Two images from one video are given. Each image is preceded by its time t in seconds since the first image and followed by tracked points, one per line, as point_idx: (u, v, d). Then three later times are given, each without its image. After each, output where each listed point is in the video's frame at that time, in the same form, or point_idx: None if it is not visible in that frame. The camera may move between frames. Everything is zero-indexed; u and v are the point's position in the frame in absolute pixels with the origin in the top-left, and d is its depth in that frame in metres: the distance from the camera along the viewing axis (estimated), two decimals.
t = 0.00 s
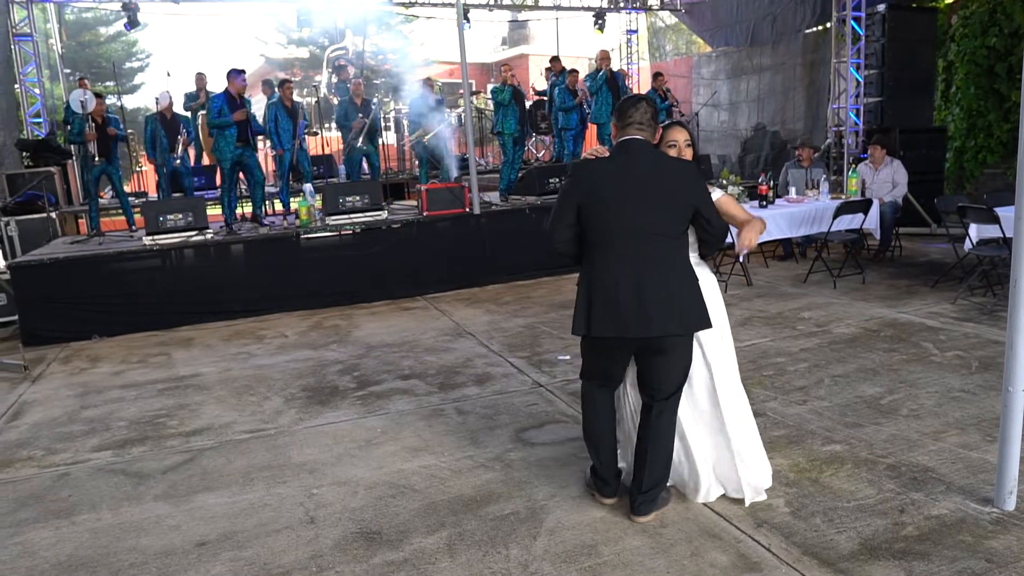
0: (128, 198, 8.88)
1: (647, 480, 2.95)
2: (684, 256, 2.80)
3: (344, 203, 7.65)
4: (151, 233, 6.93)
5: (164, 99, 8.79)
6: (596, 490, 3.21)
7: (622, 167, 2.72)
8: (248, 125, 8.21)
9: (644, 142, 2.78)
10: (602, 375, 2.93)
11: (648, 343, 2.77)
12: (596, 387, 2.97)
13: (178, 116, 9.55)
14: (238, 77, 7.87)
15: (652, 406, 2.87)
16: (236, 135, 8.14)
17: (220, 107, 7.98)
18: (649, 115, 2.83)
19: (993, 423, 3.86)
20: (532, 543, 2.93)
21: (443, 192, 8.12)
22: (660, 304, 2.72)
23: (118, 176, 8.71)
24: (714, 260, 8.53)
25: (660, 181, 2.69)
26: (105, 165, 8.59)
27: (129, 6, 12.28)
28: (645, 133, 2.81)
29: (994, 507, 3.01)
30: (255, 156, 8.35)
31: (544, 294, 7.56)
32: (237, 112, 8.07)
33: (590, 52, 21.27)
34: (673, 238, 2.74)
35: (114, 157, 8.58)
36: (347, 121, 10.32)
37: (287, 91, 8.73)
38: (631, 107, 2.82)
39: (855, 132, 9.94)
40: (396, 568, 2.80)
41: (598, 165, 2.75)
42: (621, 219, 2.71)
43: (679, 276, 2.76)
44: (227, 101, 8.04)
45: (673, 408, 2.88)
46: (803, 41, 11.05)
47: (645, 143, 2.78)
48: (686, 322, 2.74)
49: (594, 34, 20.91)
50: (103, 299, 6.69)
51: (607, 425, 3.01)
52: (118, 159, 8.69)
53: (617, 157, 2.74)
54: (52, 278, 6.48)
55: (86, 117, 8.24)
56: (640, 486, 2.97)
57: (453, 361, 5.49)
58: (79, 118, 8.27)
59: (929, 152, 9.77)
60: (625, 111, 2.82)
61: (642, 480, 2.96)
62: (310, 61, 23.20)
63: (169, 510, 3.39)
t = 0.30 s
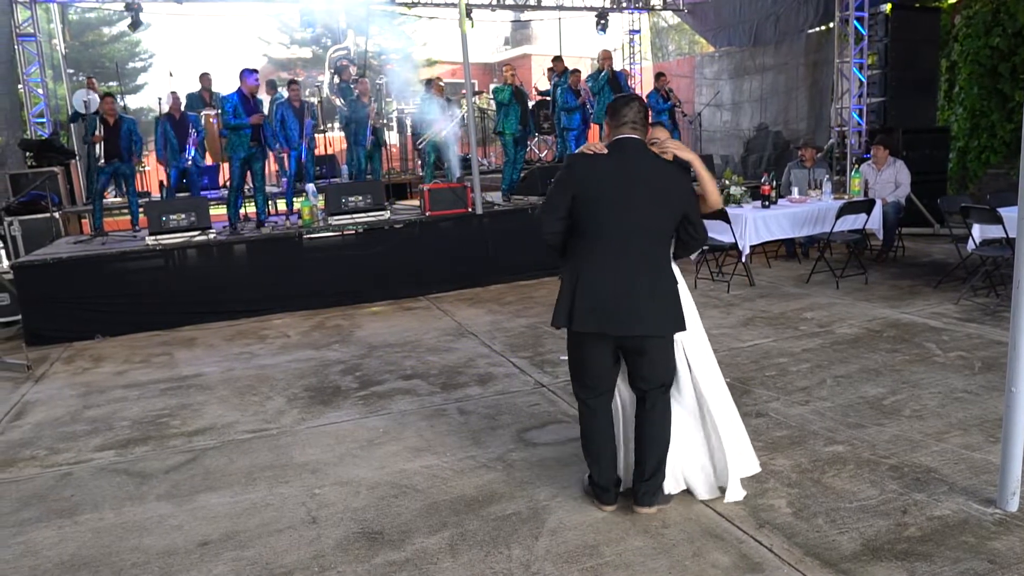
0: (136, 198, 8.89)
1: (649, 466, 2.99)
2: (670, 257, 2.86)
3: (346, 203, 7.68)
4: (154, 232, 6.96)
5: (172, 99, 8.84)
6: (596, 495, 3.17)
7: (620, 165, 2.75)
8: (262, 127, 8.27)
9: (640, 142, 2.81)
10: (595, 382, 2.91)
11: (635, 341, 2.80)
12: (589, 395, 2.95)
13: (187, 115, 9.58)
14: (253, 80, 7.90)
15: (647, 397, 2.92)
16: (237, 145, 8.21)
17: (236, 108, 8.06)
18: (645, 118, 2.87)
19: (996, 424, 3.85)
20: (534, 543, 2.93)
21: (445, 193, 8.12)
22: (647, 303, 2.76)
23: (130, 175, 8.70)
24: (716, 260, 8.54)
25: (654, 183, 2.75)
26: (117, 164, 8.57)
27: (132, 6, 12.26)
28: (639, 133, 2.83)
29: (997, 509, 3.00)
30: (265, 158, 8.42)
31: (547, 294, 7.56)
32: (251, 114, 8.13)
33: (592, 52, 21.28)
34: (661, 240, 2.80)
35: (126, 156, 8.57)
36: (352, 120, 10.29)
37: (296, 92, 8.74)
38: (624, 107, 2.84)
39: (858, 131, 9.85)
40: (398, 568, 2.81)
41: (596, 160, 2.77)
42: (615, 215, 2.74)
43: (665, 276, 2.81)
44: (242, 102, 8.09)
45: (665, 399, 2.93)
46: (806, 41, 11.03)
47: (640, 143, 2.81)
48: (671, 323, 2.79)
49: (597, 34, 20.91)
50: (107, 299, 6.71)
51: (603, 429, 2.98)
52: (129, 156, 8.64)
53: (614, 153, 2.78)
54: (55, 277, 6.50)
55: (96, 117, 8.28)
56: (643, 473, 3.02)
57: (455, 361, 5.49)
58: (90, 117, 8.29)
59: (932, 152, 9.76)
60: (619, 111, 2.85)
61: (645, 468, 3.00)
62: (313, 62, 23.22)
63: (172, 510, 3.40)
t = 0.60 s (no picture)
0: (139, 197, 8.86)
1: (652, 459, 3.08)
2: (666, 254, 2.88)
3: (349, 203, 7.67)
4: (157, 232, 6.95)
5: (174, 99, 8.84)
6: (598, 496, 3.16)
7: (620, 162, 2.76)
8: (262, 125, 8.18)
9: (639, 139, 2.82)
10: (597, 382, 2.91)
11: (635, 337, 2.83)
12: (589, 394, 2.94)
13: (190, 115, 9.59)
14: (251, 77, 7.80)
15: (643, 391, 2.99)
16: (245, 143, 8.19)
17: (235, 107, 8.00)
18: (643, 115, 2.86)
19: (1000, 424, 3.84)
20: (537, 543, 2.93)
21: (448, 192, 8.04)
22: (646, 299, 2.77)
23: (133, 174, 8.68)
24: (719, 261, 8.52)
25: (653, 180, 2.76)
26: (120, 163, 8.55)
27: (135, 7, 12.28)
28: (639, 130, 2.85)
29: (1001, 509, 2.99)
30: (267, 156, 8.34)
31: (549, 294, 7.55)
32: (251, 112, 8.07)
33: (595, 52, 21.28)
34: (659, 238, 2.82)
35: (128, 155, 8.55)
36: (355, 119, 10.22)
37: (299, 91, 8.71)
38: (624, 103, 2.84)
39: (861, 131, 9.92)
40: (400, 568, 2.80)
41: (596, 156, 2.77)
42: (615, 212, 2.75)
43: (663, 272, 2.83)
44: (242, 100, 8.04)
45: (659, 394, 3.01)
46: (808, 41, 11.01)
47: (638, 140, 2.82)
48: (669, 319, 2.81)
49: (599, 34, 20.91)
50: (109, 299, 6.72)
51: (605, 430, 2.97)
52: (133, 156, 8.62)
53: (614, 150, 2.78)
54: (58, 277, 6.51)
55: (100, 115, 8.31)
56: (648, 463, 3.09)
57: (457, 361, 5.49)
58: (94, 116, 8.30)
59: (935, 152, 9.73)
60: (619, 107, 2.84)
61: (648, 459, 3.09)
62: (315, 62, 23.26)
63: (174, 509, 3.40)
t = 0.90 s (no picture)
0: (138, 198, 8.87)
1: (663, 462, 3.11)
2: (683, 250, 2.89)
3: (351, 203, 7.64)
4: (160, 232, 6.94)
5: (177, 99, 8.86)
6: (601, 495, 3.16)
7: (633, 162, 2.76)
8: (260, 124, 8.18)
9: (648, 138, 2.82)
10: (610, 379, 2.92)
11: (656, 334, 2.83)
12: (602, 391, 2.95)
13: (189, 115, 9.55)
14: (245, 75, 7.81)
15: (657, 394, 3.00)
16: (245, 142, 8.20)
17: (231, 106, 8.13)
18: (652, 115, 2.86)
19: (1003, 424, 3.83)
20: (539, 543, 2.92)
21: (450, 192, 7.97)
22: (667, 297, 2.78)
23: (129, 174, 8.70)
24: (721, 260, 8.52)
25: (666, 177, 2.76)
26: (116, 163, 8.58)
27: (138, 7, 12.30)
28: (648, 130, 2.85)
29: (1004, 510, 2.99)
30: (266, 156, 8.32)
31: (552, 294, 7.55)
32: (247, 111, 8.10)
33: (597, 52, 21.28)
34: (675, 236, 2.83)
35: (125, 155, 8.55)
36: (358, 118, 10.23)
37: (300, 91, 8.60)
38: (633, 102, 2.84)
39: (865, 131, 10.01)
40: (402, 568, 2.80)
41: (609, 158, 2.77)
42: (631, 212, 2.75)
43: (681, 269, 2.84)
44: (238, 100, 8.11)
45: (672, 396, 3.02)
46: (812, 41, 10.99)
47: (648, 138, 2.82)
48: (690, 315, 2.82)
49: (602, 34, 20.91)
50: (112, 299, 6.73)
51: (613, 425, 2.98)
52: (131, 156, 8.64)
53: (625, 149, 2.78)
54: (60, 277, 6.52)
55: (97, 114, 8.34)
56: (658, 465, 3.12)
57: (460, 361, 5.48)
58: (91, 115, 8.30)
59: (938, 152, 9.72)
60: (629, 106, 2.84)
61: (659, 461, 3.11)
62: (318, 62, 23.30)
63: (176, 508, 3.40)
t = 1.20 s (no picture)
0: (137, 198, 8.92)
1: (668, 461, 3.11)
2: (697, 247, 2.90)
3: (353, 203, 7.62)
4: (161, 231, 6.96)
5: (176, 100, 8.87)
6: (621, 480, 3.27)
7: (643, 162, 2.75)
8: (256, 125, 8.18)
9: (655, 139, 2.82)
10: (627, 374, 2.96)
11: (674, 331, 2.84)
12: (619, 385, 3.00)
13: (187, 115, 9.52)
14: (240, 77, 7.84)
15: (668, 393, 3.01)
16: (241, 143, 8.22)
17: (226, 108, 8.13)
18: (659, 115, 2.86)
19: (1006, 425, 3.83)
20: (541, 543, 2.92)
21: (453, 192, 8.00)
22: (684, 294, 2.79)
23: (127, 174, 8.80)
24: (723, 261, 8.52)
25: (677, 175, 2.76)
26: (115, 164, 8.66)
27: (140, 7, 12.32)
28: (656, 131, 2.85)
29: (1007, 510, 2.98)
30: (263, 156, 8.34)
31: (554, 294, 7.55)
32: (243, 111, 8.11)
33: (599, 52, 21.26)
34: (689, 233, 2.83)
35: (122, 155, 8.64)
36: (358, 120, 10.23)
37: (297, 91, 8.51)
38: (641, 104, 2.86)
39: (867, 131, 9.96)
40: (404, 567, 2.81)
41: (618, 160, 2.77)
42: (645, 212, 2.75)
43: (697, 266, 2.85)
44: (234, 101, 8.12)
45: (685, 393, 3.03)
46: (815, 41, 10.98)
47: (656, 139, 2.82)
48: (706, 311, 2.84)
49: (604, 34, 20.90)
50: (114, 298, 6.74)
51: (616, 414, 3.08)
52: (128, 158, 8.72)
53: (634, 151, 2.78)
54: (63, 277, 6.52)
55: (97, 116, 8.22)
56: (663, 465, 3.12)
57: (462, 361, 5.48)
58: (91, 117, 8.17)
59: (941, 152, 9.70)
60: (636, 108, 2.86)
61: (664, 461, 3.12)
62: (320, 62, 23.32)
63: (179, 508, 3.41)
